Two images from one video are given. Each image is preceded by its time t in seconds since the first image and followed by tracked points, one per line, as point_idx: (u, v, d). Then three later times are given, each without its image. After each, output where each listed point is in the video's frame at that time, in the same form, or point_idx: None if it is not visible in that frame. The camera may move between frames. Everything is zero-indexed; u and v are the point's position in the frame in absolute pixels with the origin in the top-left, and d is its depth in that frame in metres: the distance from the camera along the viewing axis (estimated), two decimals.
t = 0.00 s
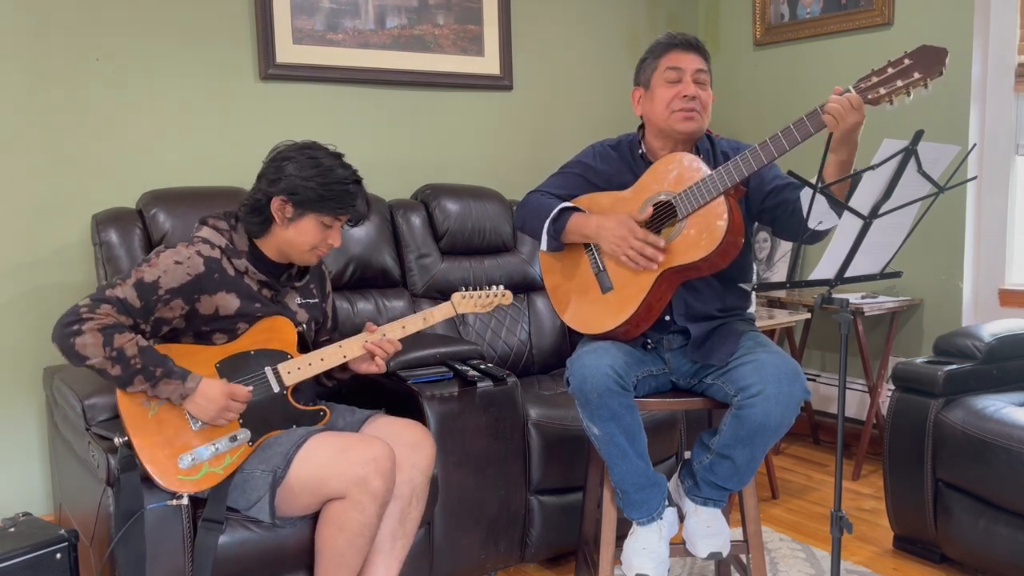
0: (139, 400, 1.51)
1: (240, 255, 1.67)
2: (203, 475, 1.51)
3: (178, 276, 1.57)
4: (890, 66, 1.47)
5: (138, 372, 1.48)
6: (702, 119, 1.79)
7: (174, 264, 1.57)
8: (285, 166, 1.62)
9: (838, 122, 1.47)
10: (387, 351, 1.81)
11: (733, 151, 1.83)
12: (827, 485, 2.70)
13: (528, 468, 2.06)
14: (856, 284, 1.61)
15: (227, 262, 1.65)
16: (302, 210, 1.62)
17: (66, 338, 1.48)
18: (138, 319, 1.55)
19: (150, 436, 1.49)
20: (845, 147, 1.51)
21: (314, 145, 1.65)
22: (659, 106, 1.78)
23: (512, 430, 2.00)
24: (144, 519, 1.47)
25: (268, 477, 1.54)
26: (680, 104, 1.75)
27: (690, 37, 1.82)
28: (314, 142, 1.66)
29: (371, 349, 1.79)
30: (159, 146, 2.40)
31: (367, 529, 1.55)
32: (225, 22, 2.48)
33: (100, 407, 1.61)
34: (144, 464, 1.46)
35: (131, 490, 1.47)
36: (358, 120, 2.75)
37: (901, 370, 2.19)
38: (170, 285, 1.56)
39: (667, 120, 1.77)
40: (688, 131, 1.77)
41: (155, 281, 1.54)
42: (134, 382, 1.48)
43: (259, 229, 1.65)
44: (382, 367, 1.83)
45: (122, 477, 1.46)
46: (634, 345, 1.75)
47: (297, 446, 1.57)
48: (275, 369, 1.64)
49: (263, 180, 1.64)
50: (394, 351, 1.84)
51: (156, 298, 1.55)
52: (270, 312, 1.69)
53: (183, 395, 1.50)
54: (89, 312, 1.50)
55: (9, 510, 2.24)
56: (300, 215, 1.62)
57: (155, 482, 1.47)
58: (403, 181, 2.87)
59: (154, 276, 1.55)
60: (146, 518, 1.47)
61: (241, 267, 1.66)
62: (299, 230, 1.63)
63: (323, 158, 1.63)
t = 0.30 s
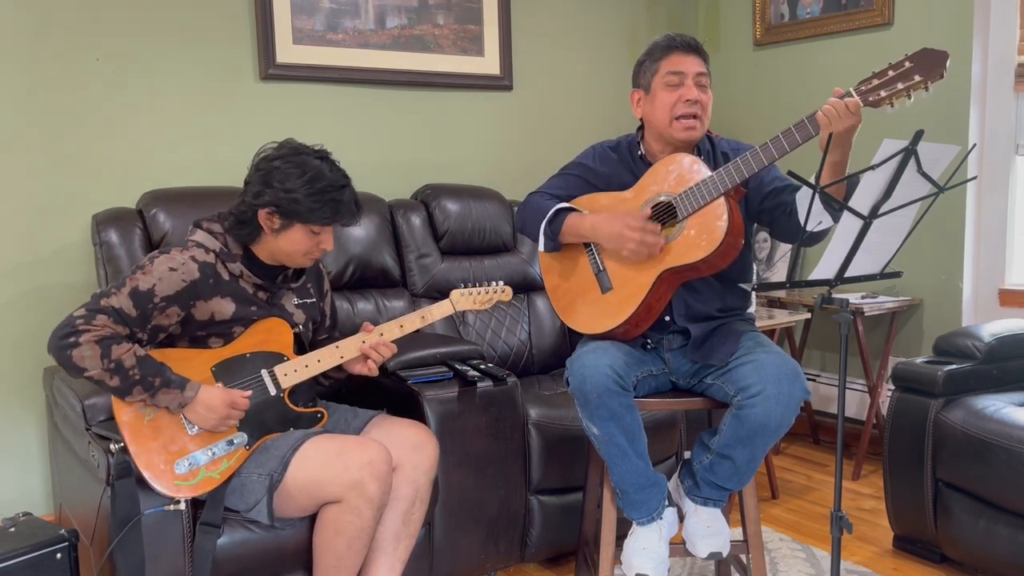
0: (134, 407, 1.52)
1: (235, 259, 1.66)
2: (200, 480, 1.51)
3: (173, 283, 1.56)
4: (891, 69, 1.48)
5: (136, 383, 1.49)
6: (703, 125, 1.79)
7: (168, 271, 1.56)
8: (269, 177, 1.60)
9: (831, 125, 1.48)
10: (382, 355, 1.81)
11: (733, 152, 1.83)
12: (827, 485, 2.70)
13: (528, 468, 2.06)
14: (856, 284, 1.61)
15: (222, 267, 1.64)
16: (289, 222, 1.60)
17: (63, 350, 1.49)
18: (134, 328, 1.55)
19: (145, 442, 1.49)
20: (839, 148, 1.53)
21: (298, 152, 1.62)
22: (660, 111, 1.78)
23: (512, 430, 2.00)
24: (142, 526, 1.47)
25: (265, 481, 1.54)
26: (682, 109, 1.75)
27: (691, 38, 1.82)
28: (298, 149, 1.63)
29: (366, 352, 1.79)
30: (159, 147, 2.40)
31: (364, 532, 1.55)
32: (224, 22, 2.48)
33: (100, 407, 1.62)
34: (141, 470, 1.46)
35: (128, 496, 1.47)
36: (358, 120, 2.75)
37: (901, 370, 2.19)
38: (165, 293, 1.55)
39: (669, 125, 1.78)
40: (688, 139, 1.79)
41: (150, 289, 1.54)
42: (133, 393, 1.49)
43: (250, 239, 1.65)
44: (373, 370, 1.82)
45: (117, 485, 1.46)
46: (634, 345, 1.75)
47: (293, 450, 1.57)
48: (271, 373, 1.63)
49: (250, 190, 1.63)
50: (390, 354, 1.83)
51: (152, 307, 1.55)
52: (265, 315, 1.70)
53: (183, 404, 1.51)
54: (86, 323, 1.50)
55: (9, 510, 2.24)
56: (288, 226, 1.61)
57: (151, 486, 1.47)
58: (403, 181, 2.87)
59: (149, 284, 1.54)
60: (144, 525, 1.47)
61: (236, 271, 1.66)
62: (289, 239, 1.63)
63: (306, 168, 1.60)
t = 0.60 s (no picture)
0: (130, 411, 1.52)
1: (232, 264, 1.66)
2: (198, 483, 1.51)
3: (170, 288, 1.56)
4: (896, 75, 1.48)
5: (133, 389, 1.48)
6: (704, 120, 1.79)
7: (165, 275, 1.56)
8: (261, 193, 1.57)
9: (835, 130, 1.49)
10: (375, 358, 1.79)
11: (734, 152, 1.83)
12: (828, 485, 2.70)
13: (528, 469, 2.06)
14: (856, 284, 1.61)
15: (219, 271, 1.64)
16: (281, 240, 1.59)
17: (59, 355, 1.49)
18: (132, 333, 1.55)
19: (143, 445, 1.49)
20: (841, 152, 1.53)
21: (291, 168, 1.58)
22: (660, 111, 1.77)
23: (512, 430, 2.00)
24: (140, 529, 1.47)
25: (263, 483, 1.54)
26: (682, 108, 1.75)
27: (687, 38, 1.83)
28: (292, 164, 1.59)
29: (362, 354, 1.78)
30: (159, 147, 2.40)
31: (363, 534, 1.55)
32: (224, 22, 2.48)
33: (99, 408, 1.62)
34: (138, 474, 1.46)
35: (126, 499, 1.47)
36: (358, 120, 2.75)
37: (901, 370, 2.19)
38: (163, 298, 1.55)
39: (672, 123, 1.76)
40: (690, 134, 1.77)
41: (147, 294, 1.54)
42: (130, 398, 1.49)
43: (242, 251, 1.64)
44: (367, 372, 1.81)
45: (115, 487, 1.46)
46: (634, 345, 1.75)
47: (291, 452, 1.57)
48: (270, 373, 1.63)
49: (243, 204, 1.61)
50: (382, 360, 1.83)
51: (149, 312, 1.55)
52: (263, 317, 1.70)
53: (180, 409, 1.51)
54: (83, 328, 1.50)
55: (9, 510, 2.24)
56: (280, 243, 1.60)
57: (149, 489, 1.47)
58: (403, 181, 2.87)
59: (145, 289, 1.54)
60: (143, 527, 1.48)
61: (234, 275, 1.65)
62: (282, 254, 1.62)
63: (299, 187, 1.57)
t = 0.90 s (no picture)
0: (129, 410, 1.52)
1: (233, 264, 1.66)
2: (197, 483, 1.51)
3: (170, 288, 1.56)
4: (891, 67, 1.48)
5: (136, 388, 1.48)
6: (706, 121, 1.79)
7: (165, 275, 1.56)
8: (258, 197, 1.57)
9: (832, 125, 1.49)
10: (376, 360, 1.80)
11: (734, 152, 1.83)
12: (827, 485, 2.70)
13: (528, 469, 2.06)
14: (855, 284, 1.61)
15: (219, 271, 1.64)
16: (276, 245, 1.59)
17: (61, 357, 1.48)
18: (133, 334, 1.55)
19: (143, 444, 1.49)
20: (841, 148, 1.53)
21: (290, 173, 1.58)
22: (662, 110, 1.78)
23: (512, 430, 1.99)
24: (140, 528, 1.47)
25: (262, 484, 1.54)
26: (685, 108, 1.75)
27: (692, 39, 1.83)
28: (291, 168, 1.59)
29: (362, 355, 1.79)
30: (158, 147, 2.40)
31: (363, 534, 1.55)
32: (224, 22, 2.48)
33: (99, 408, 1.62)
34: (138, 474, 1.46)
35: (125, 499, 1.47)
36: (358, 121, 2.75)
37: (901, 370, 2.19)
38: (164, 298, 1.55)
39: (674, 124, 1.76)
40: (692, 135, 1.78)
41: (148, 295, 1.54)
42: (133, 398, 1.49)
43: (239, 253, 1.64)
44: (367, 373, 1.81)
45: (115, 486, 1.46)
46: (634, 345, 1.75)
47: (291, 452, 1.57)
48: (270, 373, 1.64)
49: (241, 206, 1.61)
50: (385, 357, 1.84)
51: (150, 312, 1.54)
52: (263, 317, 1.71)
53: (183, 408, 1.51)
54: (84, 330, 1.50)
55: (9, 510, 2.24)
56: (274, 247, 1.60)
57: (148, 489, 1.47)
58: (403, 181, 2.87)
59: (146, 289, 1.53)
60: (142, 527, 1.48)
61: (234, 275, 1.65)
62: (277, 257, 1.62)
63: (296, 192, 1.57)
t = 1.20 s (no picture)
0: (131, 409, 1.53)
1: (234, 262, 1.66)
2: (198, 482, 1.51)
3: (173, 288, 1.56)
4: (895, 74, 1.47)
5: (148, 387, 1.49)
6: (705, 123, 1.79)
7: (167, 275, 1.56)
8: (256, 197, 1.58)
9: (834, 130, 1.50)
10: (374, 358, 1.80)
11: (734, 153, 1.83)
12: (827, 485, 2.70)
13: (528, 468, 2.06)
14: (855, 284, 1.62)
15: (220, 270, 1.64)
16: (272, 245, 1.59)
17: (70, 363, 1.48)
18: (139, 336, 1.55)
19: (144, 443, 1.50)
20: (839, 152, 1.54)
21: (288, 174, 1.59)
22: (661, 111, 1.78)
23: (512, 430, 1.99)
24: (141, 528, 1.47)
25: (263, 483, 1.54)
26: (683, 111, 1.75)
27: (691, 39, 1.83)
28: (289, 169, 1.59)
29: (360, 354, 1.78)
30: (158, 147, 2.40)
31: (363, 534, 1.55)
32: (224, 22, 2.48)
33: (100, 408, 1.62)
34: (142, 473, 1.47)
35: (126, 498, 1.47)
36: (358, 121, 2.75)
37: (901, 370, 2.19)
38: (167, 298, 1.55)
39: (671, 126, 1.77)
40: (690, 138, 1.78)
41: (151, 296, 1.53)
42: (145, 398, 1.50)
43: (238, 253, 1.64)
44: (366, 371, 1.81)
45: (116, 485, 1.46)
46: (634, 345, 1.75)
47: (290, 452, 1.57)
48: (270, 373, 1.64)
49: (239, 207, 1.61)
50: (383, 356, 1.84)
51: (155, 313, 1.55)
52: (263, 317, 1.70)
53: (195, 403, 1.53)
54: (91, 334, 1.50)
55: (9, 510, 2.24)
56: (271, 247, 1.60)
57: (150, 488, 1.47)
58: (403, 181, 2.87)
59: (149, 291, 1.53)
60: (143, 527, 1.47)
61: (235, 275, 1.65)
62: (275, 258, 1.62)
63: (294, 193, 1.57)
